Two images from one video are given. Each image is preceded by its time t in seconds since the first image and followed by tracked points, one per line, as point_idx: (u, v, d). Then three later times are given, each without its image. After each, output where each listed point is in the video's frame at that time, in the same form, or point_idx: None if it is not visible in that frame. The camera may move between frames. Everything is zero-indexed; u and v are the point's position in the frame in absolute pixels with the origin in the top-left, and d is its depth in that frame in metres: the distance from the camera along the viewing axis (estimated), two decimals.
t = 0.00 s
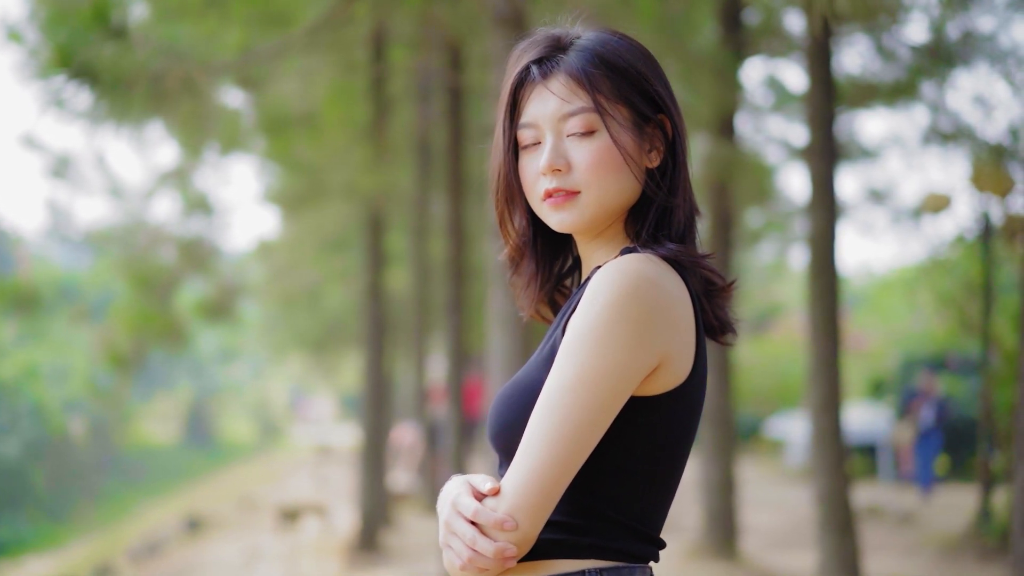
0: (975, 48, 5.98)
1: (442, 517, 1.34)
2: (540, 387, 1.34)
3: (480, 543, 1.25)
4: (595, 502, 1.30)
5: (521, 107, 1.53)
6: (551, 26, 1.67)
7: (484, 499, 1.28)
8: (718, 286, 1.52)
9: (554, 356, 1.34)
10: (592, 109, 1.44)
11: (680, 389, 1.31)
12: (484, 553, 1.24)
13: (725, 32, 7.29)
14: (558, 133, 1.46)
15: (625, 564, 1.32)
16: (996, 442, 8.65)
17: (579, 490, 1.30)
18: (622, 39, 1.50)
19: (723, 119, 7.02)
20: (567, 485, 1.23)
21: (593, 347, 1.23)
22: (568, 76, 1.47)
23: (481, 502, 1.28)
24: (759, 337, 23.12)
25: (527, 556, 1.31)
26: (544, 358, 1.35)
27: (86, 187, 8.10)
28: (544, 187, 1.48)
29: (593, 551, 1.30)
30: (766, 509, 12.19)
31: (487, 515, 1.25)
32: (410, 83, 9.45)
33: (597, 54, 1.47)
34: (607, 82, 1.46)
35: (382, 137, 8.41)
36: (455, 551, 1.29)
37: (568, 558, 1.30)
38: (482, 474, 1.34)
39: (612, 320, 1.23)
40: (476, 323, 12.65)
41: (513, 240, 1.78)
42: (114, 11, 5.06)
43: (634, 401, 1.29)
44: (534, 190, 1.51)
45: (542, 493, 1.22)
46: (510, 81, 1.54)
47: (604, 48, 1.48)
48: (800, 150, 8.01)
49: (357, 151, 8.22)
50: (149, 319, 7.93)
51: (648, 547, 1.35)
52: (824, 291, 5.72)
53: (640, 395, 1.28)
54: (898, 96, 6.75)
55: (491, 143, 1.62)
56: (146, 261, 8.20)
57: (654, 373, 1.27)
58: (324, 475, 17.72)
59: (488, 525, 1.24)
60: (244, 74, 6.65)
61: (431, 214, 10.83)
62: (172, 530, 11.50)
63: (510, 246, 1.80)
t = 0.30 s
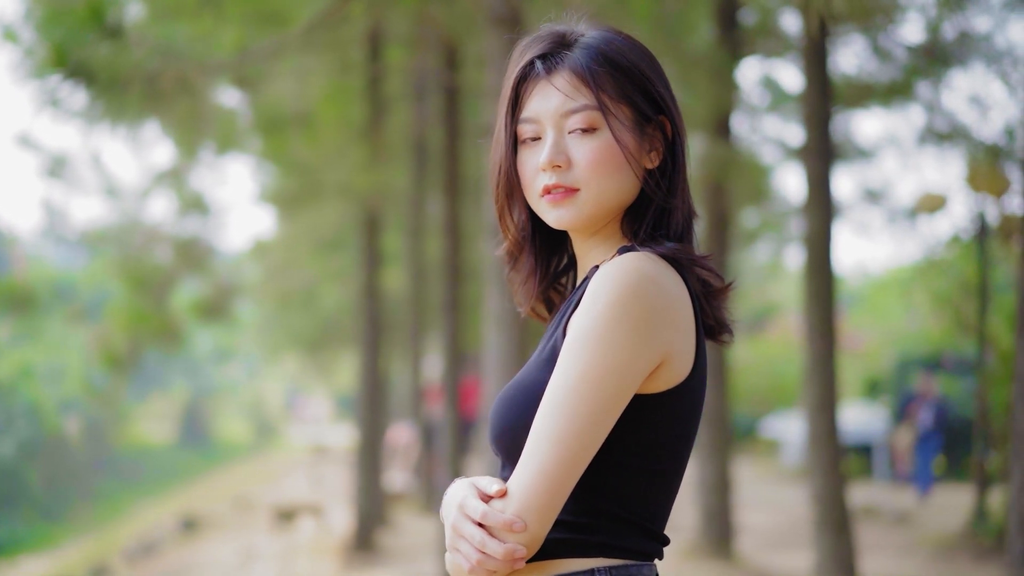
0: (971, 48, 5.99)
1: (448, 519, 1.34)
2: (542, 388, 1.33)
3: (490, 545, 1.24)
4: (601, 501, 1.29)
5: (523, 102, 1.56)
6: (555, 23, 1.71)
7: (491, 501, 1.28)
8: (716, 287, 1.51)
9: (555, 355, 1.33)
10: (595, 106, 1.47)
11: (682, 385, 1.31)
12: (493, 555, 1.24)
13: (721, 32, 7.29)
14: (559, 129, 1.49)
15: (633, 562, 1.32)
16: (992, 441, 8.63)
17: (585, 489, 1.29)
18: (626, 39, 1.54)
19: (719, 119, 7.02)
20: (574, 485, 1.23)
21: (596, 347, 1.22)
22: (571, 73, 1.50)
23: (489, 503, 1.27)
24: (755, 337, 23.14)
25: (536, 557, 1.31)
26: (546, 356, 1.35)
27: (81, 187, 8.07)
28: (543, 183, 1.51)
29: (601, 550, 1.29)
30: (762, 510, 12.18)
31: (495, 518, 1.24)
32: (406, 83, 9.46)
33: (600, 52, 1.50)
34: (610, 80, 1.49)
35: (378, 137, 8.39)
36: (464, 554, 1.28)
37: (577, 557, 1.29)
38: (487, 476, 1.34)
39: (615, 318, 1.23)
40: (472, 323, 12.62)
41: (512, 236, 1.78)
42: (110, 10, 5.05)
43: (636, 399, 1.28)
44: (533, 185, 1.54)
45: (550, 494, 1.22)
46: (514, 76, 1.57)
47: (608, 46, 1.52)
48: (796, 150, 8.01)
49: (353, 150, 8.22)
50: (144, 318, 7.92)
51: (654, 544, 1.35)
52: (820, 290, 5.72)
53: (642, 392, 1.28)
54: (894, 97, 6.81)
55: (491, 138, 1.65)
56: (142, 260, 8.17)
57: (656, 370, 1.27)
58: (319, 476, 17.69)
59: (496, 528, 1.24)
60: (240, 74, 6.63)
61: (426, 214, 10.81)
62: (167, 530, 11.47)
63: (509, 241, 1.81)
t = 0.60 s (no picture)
0: (964, 48, 6.02)
1: (460, 523, 1.35)
2: (547, 389, 1.34)
3: (505, 548, 1.26)
4: (611, 499, 1.32)
5: (521, 98, 1.55)
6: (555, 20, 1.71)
7: (503, 503, 1.29)
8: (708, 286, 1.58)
9: (556, 357, 1.35)
10: (595, 105, 1.48)
11: (682, 383, 1.34)
12: (508, 557, 1.26)
13: (715, 32, 7.29)
14: (558, 126, 1.49)
15: (644, 559, 1.35)
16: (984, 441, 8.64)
17: (595, 489, 1.31)
18: (627, 40, 1.54)
19: (712, 119, 7.02)
20: (585, 483, 1.25)
21: (600, 347, 1.24)
22: (572, 70, 1.50)
23: (501, 505, 1.29)
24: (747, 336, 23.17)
25: (549, 557, 1.33)
26: (546, 357, 1.36)
27: (73, 186, 8.01)
28: (539, 179, 1.51)
29: (613, 549, 1.32)
30: (756, 510, 12.18)
31: (509, 519, 1.25)
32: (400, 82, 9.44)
33: (601, 51, 1.50)
34: (611, 80, 1.50)
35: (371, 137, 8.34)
36: (479, 557, 1.30)
37: (590, 556, 1.32)
38: (496, 479, 1.35)
39: (619, 318, 1.25)
40: (466, 323, 12.61)
41: (506, 231, 1.77)
42: (103, 9, 5.01)
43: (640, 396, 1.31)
44: (528, 181, 1.54)
45: (563, 493, 1.23)
46: (514, 71, 1.56)
47: (608, 45, 1.51)
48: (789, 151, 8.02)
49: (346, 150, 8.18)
50: (137, 318, 7.78)
51: (662, 539, 1.38)
52: (814, 290, 5.71)
53: (646, 390, 1.31)
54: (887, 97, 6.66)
55: (487, 132, 1.64)
56: (135, 260, 8.08)
57: (660, 367, 1.29)
58: (312, 477, 17.65)
59: (511, 530, 1.25)
60: (233, 73, 6.58)
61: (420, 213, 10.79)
62: (160, 531, 11.42)
63: (504, 236, 1.80)
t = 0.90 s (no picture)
0: (955, 48, 6.04)
1: (474, 529, 1.35)
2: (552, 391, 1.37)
3: (526, 551, 1.27)
4: (623, 499, 1.36)
5: (515, 94, 1.56)
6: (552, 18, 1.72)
7: (519, 507, 1.29)
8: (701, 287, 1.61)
9: (559, 359, 1.39)
10: (591, 105, 1.49)
11: (685, 379, 1.37)
12: (530, 561, 1.26)
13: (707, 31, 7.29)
14: (552, 124, 1.51)
15: (658, 558, 1.39)
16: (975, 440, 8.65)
17: (607, 491, 1.35)
18: (623, 43, 1.56)
19: (704, 119, 7.03)
20: (600, 480, 1.27)
21: (608, 344, 1.26)
22: (570, 69, 1.52)
23: (517, 509, 1.29)
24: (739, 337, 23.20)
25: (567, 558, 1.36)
26: (549, 360, 1.40)
27: (64, 185, 7.99)
28: (531, 177, 1.53)
29: (628, 548, 1.36)
30: (748, 509, 12.18)
31: (529, 523, 1.26)
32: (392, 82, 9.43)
33: (597, 52, 1.52)
34: (607, 81, 1.51)
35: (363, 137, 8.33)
36: (498, 561, 1.30)
37: (607, 555, 1.36)
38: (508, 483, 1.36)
39: (624, 315, 1.28)
40: (458, 322, 12.58)
41: (495, 227, 1.76)
42: (94, 7, 4.99)
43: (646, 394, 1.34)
44: (520, 178, 1.55)
45: (581, 492, 1.25)
46: (509, 68, 1.57)
47: (604, 46, 1.53)
48: (780, 151, 8.04)
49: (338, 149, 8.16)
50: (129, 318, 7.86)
51: (670, 535, 1.42)
52: (805, 290, 5.70)
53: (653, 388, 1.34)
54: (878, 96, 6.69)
55: (479, 127, 1.65)
56: (125, 258, 8.05)
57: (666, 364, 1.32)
58: (304, 477, 17.60)
59: (532, 533, 1.26)
60: (225, 72, 6.54)
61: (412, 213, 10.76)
62: (151, 531, 11.36)
63: (492, 234, 1.80)
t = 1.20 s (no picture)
0: (945, 49, 6.05)
1: (486, 533, 1.35)
2: (556, 392, 1.37)
3: (542, 553, 1.27)
4: (632, 498, 1.39)
5: (505, 94, 1.53)
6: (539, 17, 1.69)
7: (532, 508, 1.30)
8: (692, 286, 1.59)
9: (562, 360, 1.39)
10: (583, 104, 1.46)
11: (687, 379, 1.41)
12: (546, 562, 1.27)
13: (697, 31, 7.28)
14: (544, 123, 1.47)
15: (663, 555, 1.43)
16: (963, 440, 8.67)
17: (617, 491, 1.38)
18: (613, 43, 1.53)
19: (694, 119, 7.01)
20: (613, 479, 1.28)
21: (618, 345, 1.29)
22: (561, 68, 1.49)
23: (530, 511, 1.30)
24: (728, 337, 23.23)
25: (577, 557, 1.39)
26: (551, 360, 1.40)
27: (53, 185, 7.94)
28: (523, 176, 1.49)
29: (637, 545, 1.40)
30: (738, 509, 12.19)
31: (544, 524, 1.26)
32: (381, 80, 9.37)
33: (588, 51, 1.49)
34: (598, 80, 1.48)
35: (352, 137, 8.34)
36: (512, 563, 1.31)
37: (617, 553, 1.39)
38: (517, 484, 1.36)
39: (633, 316, 1.30)
40: (447, 322, 12.54)
41: (481, 227, 1.73)
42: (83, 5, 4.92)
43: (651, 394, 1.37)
44: (511, 178, 1.52)
45: (596, 491, 1.26)
46: (500, 68, 1.54)
47: (594, 45, 1.50)
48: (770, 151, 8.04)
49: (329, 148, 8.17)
50: (117, 318, 7.83)
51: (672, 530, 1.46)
52: (795, 291, 5.68)
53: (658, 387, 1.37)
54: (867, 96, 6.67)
55: (468, 127, 1.62)
56: (114, 258, 8.00)
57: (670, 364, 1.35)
58: (292, 478, 17.52)
59: (547, 534, 1.27)
60: (214, 71, 6.47)
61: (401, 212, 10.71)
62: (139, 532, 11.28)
63: (477, 233, 1.76)
